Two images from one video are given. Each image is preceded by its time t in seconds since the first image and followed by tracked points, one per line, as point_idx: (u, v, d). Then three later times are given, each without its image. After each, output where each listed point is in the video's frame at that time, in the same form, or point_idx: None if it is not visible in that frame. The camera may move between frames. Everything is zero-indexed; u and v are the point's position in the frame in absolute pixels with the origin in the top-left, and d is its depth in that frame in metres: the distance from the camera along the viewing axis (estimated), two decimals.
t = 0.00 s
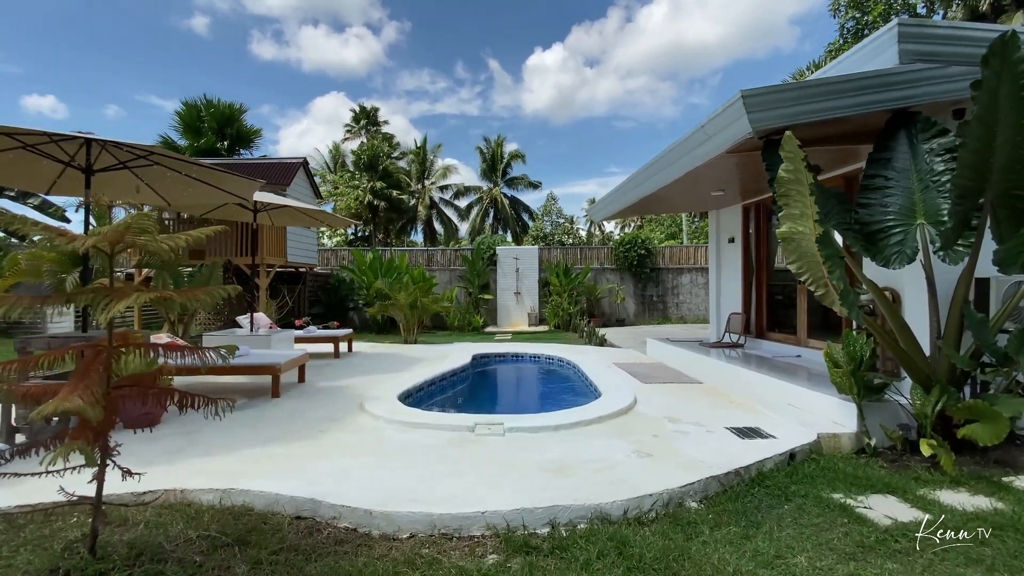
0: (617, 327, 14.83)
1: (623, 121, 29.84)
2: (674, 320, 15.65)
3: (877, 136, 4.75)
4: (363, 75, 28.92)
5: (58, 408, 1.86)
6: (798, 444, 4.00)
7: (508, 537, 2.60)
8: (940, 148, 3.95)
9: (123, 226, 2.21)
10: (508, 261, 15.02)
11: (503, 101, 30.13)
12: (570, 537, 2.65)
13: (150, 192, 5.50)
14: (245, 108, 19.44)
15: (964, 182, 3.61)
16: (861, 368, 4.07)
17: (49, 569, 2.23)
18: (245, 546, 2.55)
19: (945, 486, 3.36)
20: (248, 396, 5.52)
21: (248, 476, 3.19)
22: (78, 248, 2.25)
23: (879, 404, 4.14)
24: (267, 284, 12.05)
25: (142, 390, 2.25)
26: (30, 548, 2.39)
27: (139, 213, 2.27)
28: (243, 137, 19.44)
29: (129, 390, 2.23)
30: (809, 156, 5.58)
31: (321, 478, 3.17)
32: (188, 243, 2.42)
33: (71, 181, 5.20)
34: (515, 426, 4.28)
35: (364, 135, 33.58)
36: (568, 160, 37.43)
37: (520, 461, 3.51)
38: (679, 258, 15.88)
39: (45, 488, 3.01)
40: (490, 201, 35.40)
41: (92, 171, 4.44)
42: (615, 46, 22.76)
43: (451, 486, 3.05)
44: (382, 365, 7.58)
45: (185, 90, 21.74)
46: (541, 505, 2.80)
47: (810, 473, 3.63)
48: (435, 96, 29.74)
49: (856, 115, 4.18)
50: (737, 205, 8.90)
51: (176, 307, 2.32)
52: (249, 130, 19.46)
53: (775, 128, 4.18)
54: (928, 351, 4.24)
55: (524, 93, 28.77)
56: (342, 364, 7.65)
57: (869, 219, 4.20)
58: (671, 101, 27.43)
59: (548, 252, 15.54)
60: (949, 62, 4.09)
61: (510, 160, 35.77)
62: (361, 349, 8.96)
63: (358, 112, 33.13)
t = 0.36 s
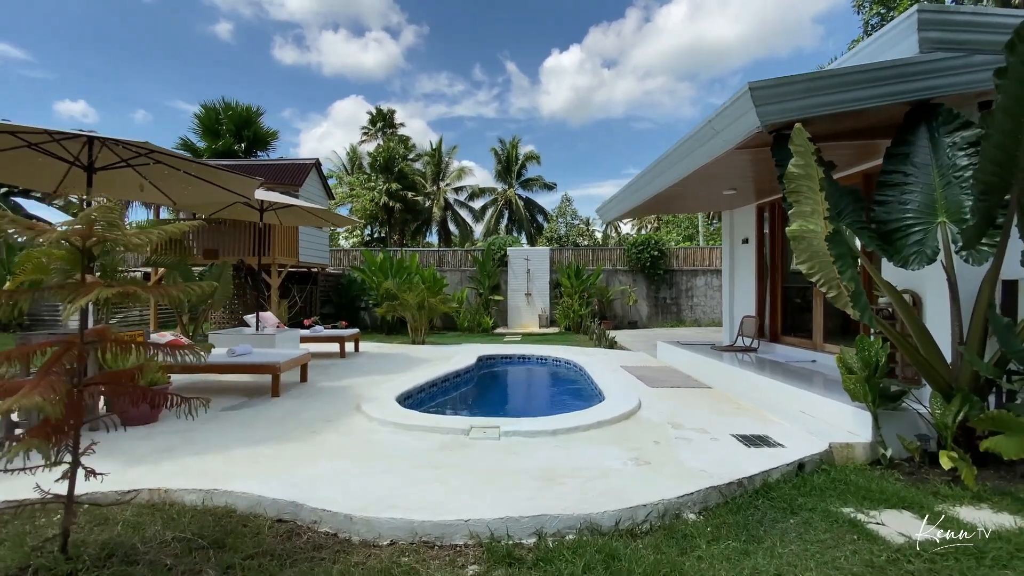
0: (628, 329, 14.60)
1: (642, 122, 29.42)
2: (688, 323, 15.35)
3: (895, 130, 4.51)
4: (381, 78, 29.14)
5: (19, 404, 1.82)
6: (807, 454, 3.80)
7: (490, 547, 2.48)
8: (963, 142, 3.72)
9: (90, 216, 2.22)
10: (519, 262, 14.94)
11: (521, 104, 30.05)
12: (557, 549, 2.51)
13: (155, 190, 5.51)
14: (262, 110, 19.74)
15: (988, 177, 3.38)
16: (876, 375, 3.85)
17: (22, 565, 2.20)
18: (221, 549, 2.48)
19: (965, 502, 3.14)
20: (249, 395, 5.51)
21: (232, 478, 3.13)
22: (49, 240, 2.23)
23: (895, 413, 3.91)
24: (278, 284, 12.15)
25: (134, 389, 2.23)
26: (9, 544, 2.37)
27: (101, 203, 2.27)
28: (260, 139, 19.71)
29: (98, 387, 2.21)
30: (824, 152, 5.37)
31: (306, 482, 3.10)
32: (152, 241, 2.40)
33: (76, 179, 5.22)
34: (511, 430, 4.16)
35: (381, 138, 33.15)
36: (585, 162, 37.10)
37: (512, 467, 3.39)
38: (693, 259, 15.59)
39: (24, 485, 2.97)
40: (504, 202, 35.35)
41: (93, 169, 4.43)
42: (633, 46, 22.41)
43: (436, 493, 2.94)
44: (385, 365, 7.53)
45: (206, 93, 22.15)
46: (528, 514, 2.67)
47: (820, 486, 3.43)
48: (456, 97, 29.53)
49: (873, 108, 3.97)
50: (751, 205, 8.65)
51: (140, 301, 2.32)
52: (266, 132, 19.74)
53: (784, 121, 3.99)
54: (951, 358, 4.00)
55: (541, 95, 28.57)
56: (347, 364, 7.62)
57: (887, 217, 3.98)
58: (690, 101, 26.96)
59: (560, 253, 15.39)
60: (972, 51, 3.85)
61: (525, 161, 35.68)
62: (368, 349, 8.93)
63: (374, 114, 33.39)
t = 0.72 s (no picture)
0: (642, 332, 14.37)
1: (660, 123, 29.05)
2: (704, 326, 15.05)
3: (914, 126, 4.29)
4: (399, 83, 29.34)
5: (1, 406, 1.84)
6: (820, 465, 3.61)
7: (478, 559, 2.39)
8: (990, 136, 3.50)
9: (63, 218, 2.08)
10: (531, 264, 14.87)
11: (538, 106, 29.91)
12: (547, 564, 2.40)
13: (162, 193, 5.54)
14: (280, 115, 20.06)
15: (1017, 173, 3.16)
16: (896, 383, 3.65)
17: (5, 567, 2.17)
18: (205, 556, 2.44)
19: (990, 521, 2.94)
20: (253, 398, 5.52)
21: (224, 482, 3.09)
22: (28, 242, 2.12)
23: (915, 423, 3.69)
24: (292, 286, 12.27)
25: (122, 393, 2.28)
26: None
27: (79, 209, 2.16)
28: (278, 143, 20.02)
29: (83, 389, 2.17)
30: (841, 149, 5.17)
31: (298, 486, 3.05)
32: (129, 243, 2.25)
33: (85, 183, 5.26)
34: (510, 437, 4.05)
35: (396, 141, 33.94)
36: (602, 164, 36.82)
37: (507, 475, 3.29)
38: (710, 261, 15.29)
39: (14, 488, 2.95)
40: (519, 204, 35.30)
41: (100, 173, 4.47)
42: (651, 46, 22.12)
43: (426, 502, 2.85)
44: (392, 368, 7.51)
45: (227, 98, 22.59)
46: (519, 526, 2.58)
47: (834, 500, 3.24)
48: (472, 100, 29.80)
49: (890, 102, 3.77)
50: (767, 205, 8.41)
51: (121, 305, 2.27)
52: (283, 137, 20.03)
53: (795, 117, 3.82)
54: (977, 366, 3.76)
55: (557, 97, 28.41)
56: (354, 366, 7.62)
57: (907, 216, 3.77)
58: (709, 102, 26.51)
59: (573, 255, 15.27)
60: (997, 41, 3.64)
61: (541, 163, 35.56)
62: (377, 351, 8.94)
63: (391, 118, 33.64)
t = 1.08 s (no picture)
0: (661, 334, 14.08)
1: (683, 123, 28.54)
2: (726, 328, 14.66)
3: (938, 115, 4.04)
4: (422, 87, 29.61)
5: None
6: (835, 475, 3.42)
7: (461, 569, 2.30)
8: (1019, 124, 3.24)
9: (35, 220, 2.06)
10: (547, 265, 14.80)
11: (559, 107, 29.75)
12: None
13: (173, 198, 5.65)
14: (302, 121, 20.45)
15: None
16: (917, 388, 3.43)
17: None
18: (190, 560, 2.43)
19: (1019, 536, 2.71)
20: (262, 399, 5.57)
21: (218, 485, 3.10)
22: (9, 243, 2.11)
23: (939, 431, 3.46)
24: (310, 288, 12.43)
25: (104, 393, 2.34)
26: None
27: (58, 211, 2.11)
28: (300, 148, 20.41)
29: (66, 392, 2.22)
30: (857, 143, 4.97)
31: (290, 490, 3.03)
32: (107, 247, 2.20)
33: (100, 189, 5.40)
34: (509, 442, 3.96)
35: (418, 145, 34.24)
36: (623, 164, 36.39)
37: (502, 482, 3.21)
38: (732, 261, 14.89)
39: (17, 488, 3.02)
40: (539, 205, 35.12)
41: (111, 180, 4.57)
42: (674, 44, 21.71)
43: (415, 508, 2.79)
44: (402, 369, 7.50)
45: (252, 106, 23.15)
46: (507, 534, 2.49)
47: (847, 512, 3.06)
48: (493, 103, 29.90)
49: (910, 91, 3.54)
50: (788, 203, 8.10)
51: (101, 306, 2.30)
52: (305, 142, 20.42)
53: (807, 109, 3.63)
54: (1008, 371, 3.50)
55: (579, 98, 28.16)
56: (365, 369, 7.65)
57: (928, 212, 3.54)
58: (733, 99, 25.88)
59: (590, 256, 15.09)
60: None
61: (560, 164, 35.35)
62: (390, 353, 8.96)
63: (412, 122, 33.97)
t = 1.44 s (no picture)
0: (678, 334, 13.83)
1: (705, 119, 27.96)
2: (746, 328, 14.31)
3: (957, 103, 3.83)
4: (441, 88, 29.82)
5: None
6: (843, 481, 3.27)
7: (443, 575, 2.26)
8: None
9: (20, 225, 2.09)
10: (562, 264, 14.74)
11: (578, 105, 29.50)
12: None
13: (184, 201, 5.75)
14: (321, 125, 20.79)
15: None
16: (933, 391, 3.26)
17: None
18: (178, 559, 2.45)
19: None
20: (271, 398, 5.65)
21: (213, 483, 3.14)
22: None
23: (954, 434, 3.29)
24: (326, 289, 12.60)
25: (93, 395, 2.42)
26: None
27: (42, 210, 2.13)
28: (319, 151, 20.75)
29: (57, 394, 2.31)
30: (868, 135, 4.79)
31: (283, 490, 3.05)
32: (93, 248, 2.23)
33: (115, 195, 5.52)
34: (507, 443, 3.92)
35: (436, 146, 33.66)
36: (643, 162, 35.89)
37: (494, 484, 3.16)
38: (752, 259, 14.54)
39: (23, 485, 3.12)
40: (557, 205, 34.65)
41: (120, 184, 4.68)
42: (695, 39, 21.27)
43: (402, 510, 2.76)
44: (411, 369, 7.53)
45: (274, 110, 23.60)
46: (492, 539, 2.43)
47: (854, 521, 2.91)
48: (512, 102, 29.84)
49: (925, 78, 3.36)
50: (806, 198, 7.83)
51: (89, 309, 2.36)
52: (323, 145, 20.75)
53: (813, 99, 3.48)
54: None
55: (598, 96, 27.87)
56: (377, 368, 7.72)
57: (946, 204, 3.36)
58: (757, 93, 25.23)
59: (605, 255, 14.92)
60: None
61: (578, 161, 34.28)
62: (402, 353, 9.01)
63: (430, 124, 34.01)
